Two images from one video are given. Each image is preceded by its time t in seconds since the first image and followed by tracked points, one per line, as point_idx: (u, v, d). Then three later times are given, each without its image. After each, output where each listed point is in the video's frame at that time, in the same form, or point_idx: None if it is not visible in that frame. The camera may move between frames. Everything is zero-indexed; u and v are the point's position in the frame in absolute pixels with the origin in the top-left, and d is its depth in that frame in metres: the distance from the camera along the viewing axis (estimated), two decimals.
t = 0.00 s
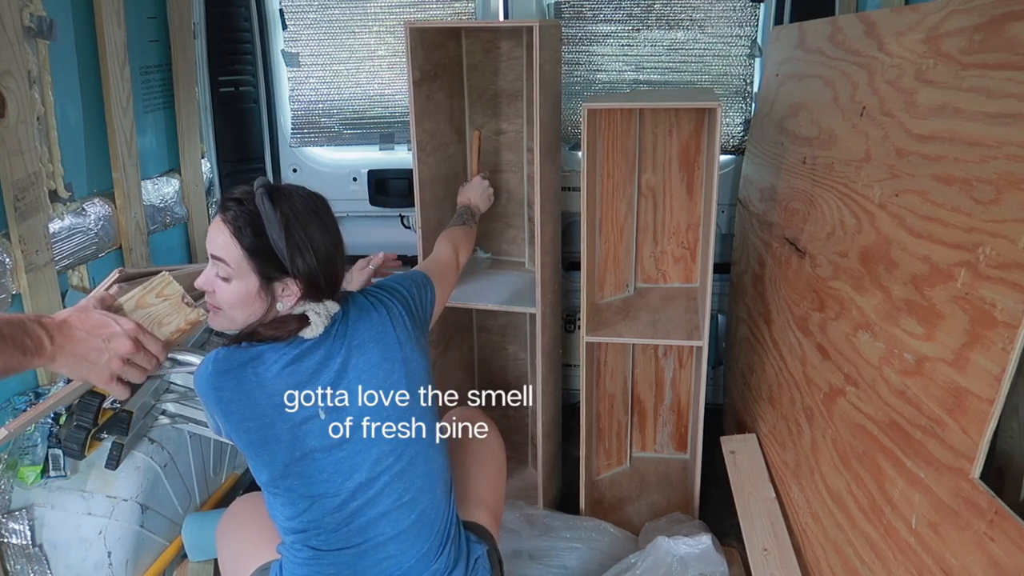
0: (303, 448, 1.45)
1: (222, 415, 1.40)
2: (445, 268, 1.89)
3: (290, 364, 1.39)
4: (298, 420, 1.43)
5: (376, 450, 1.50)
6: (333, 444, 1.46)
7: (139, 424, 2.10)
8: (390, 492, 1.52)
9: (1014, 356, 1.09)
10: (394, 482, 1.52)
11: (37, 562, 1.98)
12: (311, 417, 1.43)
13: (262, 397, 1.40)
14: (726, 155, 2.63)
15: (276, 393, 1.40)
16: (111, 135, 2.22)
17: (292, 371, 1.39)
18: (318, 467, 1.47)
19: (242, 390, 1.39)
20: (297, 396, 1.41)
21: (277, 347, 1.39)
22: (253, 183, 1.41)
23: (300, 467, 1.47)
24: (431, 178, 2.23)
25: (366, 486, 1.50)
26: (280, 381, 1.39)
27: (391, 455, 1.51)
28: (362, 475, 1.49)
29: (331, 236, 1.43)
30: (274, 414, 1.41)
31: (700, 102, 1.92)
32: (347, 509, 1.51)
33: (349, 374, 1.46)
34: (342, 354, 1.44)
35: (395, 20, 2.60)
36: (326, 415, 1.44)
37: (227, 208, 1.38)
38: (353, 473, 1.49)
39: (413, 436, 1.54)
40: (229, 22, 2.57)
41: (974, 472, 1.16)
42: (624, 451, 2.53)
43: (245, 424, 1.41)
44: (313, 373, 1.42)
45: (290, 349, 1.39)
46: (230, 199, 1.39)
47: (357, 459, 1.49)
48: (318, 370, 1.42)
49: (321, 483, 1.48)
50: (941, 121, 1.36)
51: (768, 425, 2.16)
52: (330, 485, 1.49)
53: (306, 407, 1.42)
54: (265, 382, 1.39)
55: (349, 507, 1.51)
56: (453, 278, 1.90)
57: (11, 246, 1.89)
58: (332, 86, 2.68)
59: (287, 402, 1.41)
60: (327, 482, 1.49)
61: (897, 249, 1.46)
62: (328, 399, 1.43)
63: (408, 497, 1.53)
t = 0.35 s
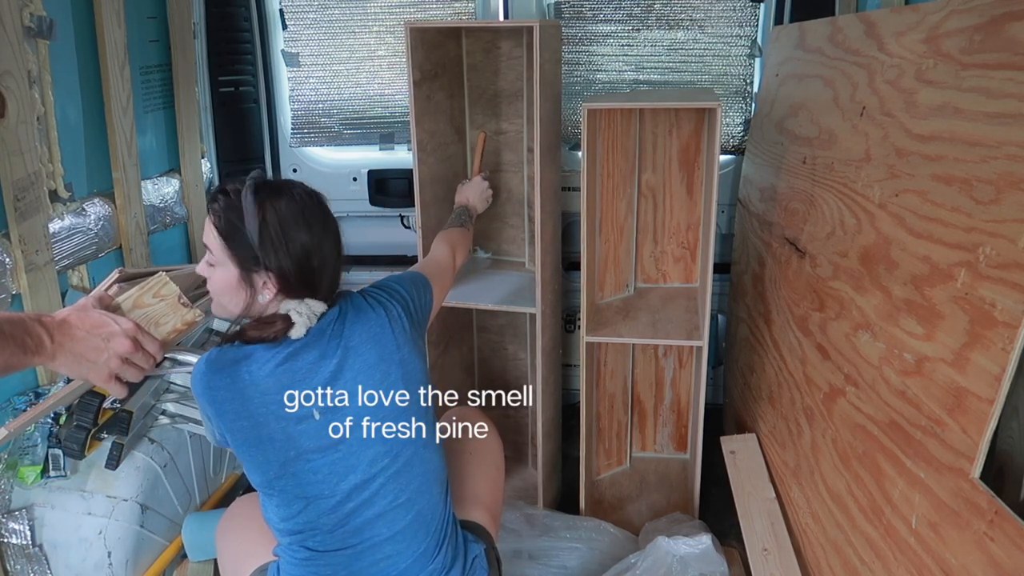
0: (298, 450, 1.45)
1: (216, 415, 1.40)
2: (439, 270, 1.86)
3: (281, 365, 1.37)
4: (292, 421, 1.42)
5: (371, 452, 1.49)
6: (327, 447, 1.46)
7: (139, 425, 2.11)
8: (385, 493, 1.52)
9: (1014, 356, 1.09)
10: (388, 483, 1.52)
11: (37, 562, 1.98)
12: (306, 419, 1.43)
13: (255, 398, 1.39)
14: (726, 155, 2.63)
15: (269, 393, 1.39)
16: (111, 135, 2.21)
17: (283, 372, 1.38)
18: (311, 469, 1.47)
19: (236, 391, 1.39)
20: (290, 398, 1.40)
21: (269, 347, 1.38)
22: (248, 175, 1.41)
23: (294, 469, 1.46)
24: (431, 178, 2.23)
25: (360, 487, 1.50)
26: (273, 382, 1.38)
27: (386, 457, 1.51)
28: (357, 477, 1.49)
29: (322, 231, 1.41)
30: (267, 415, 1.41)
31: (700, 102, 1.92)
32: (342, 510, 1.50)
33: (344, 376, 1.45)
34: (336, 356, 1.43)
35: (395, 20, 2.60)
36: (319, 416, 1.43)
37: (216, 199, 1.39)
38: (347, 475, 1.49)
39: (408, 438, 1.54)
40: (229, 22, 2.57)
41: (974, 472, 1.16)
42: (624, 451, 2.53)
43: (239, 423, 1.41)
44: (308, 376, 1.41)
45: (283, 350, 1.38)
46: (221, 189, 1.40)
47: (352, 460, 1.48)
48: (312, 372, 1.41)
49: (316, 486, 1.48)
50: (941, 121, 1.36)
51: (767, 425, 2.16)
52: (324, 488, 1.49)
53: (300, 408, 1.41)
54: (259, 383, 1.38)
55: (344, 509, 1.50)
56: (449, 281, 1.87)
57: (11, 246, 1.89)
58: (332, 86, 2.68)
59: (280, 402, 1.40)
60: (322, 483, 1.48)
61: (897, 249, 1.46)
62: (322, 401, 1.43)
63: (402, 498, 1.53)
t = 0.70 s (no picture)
0: (287, 449, 1.46)
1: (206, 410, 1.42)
2: (441, 272, 1.83)
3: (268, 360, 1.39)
4: (280, 420, 1.43)
5: (361, 455, 1.48)
6: (316, 448, 1.46)
7: (139, 425, 2.11)
8: (375, 495, 1.51)
9: (1014, 356, 1.09)
10: (378, 486, 1.51)
11: (37, 562, 1.98)
12: (295, 419, 1.43)
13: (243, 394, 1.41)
14: (726, 155, 2.63)
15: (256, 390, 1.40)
16: (111, 134, 2.21)
17: (269, 367, 1.40)
18: (300, 470, 1.47)
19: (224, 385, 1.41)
20: (277, 396, 1.41)
21: (258, 344, 1.40)
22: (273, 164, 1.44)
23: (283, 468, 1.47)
24: (432, 178, 2.23)
25: (350, 489, 1.50)
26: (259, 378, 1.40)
27: (377, 460, 1.50)
28: (346, 478, 1.49)
29: (303, 249, 1.35)
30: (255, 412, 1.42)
31: (700, 102, 1.92)
32: (330, 512, 1.50)
33: (337, 380, 1.43)
34: (328, 359, 1.42)
35: (395, 20, 2.60)
36: (308, 417, 1.43)
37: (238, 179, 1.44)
38: (337, 477, 1.48)
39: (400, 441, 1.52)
40: (229, 22, 2.57)
41: (974, 472, 1.16)
42: (624, 451, 2.53)
43: (228, 418, 1.43)
44: (296, 376, 1.41)
45: (270, 346, 1.40)
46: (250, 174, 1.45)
47: (341, 463, 1.48)
48: (301, 373, 1.41)
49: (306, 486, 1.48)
50: (941, 121, 1.36)
51: (767, 424, 2.16)
52: (314, 489, 1.48)
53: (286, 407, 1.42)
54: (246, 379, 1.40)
55: (333, 511, 1.50)
56: (450, 285, 1.84)
57: (11, 246, 1.89)
58: (332, 86, 2.69)
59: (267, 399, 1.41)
60: (309, 484, 1.48)
61: (897, 249, 1.46)
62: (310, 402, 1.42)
63: (392, 501, 1.52)
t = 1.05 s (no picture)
0: (288, 446, 1.46)
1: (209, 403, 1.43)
2: (444, 274, 1.83)
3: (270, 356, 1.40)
4: (281, 417, 1.43)
5: (362, 454, 1.48)
6: (317, 446, 1.46)
7: (140, 425, 2.10)
8: (376, 495, 1.51)
9: (1014, 356, 1.09)
10: (379, 486, 1.51)
11: (37, 562, 1.98)
12: (296, 416, 1.43)
13: (245, 390, 1.41)
14: (726, 155, 2.63)
15: (259, 386, 1.41)
16: (111, 134, 2.21)
17: (272, 363, 1.41)
18: (301, 467, 1.47)
19: (227, 379, 1.42)
20: (279, 393, 1.41)
21: (261, 339, 1.41)
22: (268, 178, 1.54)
23: (284, 465, 1.47)
24: (432, 178, 2.23)
25: (351, 488, 1.50)
26: (261, 373, 1.40)
27: (378, 460, 1.50)
28: (347, 477, 1.49)
29: (282, 233, 1.40)
30: (256, 408, 1.42)
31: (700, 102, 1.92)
32: (330, 512, 1.49)
33: (339, 379, 1.44)
34: (330, 357, 1.43)
35: (395, 20, 2.60)
36: (309, 414, 1.43)
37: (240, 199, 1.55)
38: (337, 475, 1.48)
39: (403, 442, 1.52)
40: (229, 22, 2.58)
41: (974, 472, 1.16)
42: (624, 451, 2.53)
43: (230, 413, 1.44)
44: (298, 372, 1.41)
45: (272, 342, 1.41)
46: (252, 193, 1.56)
47: (342, 461, 1.48)
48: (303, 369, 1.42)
49: (306, 484, 1.48)
50: (941, 121, 1.36)
51: (767, 424, 2.16)
52: (314, 487, 1.48)
53: (285, 405, 1.42)
54: (248, 373, 1.40)
55: (333, 510, 1.50)
56: (454, 287, 1.84)
57: (11, 246, 1.89)
58: (332, 86, 2.68)
59: (267, 396, 1.41)
60: (310, 482, 1.48)
61: (897, 249, 1.46)
62: (312, 400, 1.43)
63: (392, 501, 1.52)
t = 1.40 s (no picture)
0: (289, 447, 1.46)
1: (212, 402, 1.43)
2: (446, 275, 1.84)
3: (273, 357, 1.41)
4: (282, 417, 1.43)
5: (363, 457, 1.48)
6: (318, 447, 1.46)
7: (140, 425, 2.10)
8: (376, 498, 1.51)
9: (1014, 356, 1.09)
10: (379, 489, 1.51)
11: (37, 562, 1.98)
12: (297, 417, 1.43)
13: (247, 390, 1.41)
14: (726, 155, 2.63)
15: (261, 386, 1.41)
16: (111, 134, 2.21)
17: (274, 364, 1.41)
18: (302, 468, 1.47)
19: (230, 379, 1.42)
20: (281, 394, 1.42)
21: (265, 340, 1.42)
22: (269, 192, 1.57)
23: (285, 465, 1.47)
24: (431, 178, 2.23)
25: (351, 490, 1.50)
26: (264, 373, 1.41)
27: (379, 463, 1.50)
28: (347, 479, 1.49)
29: (278, 237, 1.42)
30: (258, 408, 1.42)
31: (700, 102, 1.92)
32: (329, 514, 1.50)
33: (340, 381, 1.43)
34: (333, 358, 1.43)
35: (395, 20, 2.60)
36: (310, 415, 1.43)
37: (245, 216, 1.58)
38: (338, 476, 1.48)
39: (404, 446, 1.51)
40: (229, 22, 2.58)
41: (974, 472, 1.16)
42: (624, 451, 2.53)
43: (232, 413, 1.44)
44: (300, 374, 1.41)
45: (277, 343, 1.42)
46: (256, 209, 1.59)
47: (343, 463, 1.48)
48: (305, 370, 1.42)
49: (307, 484, 1.48)
50: (941, 121, 1.36)
51: (767, 424, 2.16)
52: (315, 488, 1.48)
53: (285, 405, 1.42)
54: (251, 373, 1.41)
55: (333, 511, 1.50)
56: (456, 286, 1.85)
57: (11, 246, 1.89)
58: (332, 86, 2.68)
59: (268, 396, 1.42)
60: (310, 483, 1.48)
61: (897, 249, 1.46)
62: (313, 401, 1.43)
63: (392, 504, 1.52)
